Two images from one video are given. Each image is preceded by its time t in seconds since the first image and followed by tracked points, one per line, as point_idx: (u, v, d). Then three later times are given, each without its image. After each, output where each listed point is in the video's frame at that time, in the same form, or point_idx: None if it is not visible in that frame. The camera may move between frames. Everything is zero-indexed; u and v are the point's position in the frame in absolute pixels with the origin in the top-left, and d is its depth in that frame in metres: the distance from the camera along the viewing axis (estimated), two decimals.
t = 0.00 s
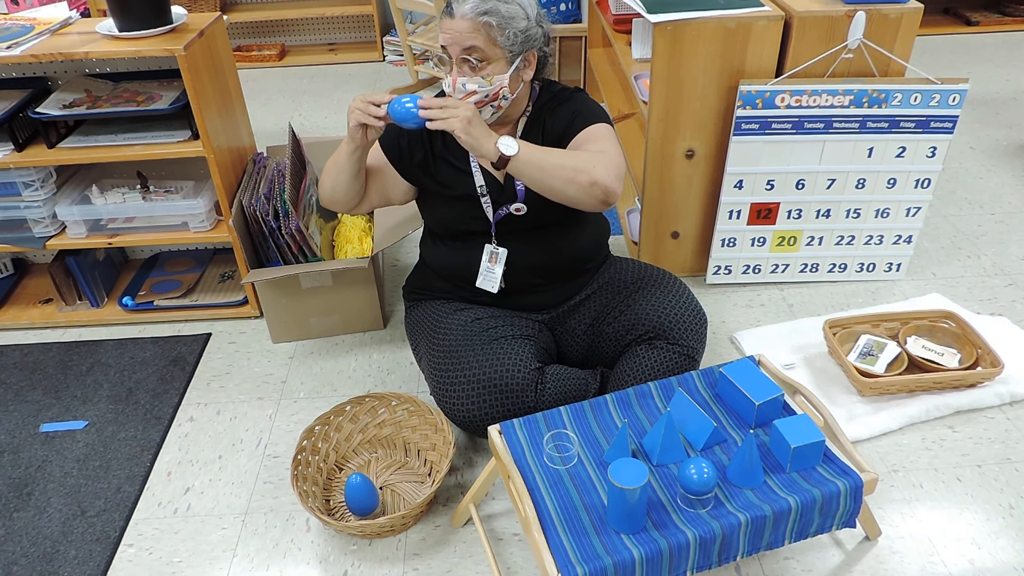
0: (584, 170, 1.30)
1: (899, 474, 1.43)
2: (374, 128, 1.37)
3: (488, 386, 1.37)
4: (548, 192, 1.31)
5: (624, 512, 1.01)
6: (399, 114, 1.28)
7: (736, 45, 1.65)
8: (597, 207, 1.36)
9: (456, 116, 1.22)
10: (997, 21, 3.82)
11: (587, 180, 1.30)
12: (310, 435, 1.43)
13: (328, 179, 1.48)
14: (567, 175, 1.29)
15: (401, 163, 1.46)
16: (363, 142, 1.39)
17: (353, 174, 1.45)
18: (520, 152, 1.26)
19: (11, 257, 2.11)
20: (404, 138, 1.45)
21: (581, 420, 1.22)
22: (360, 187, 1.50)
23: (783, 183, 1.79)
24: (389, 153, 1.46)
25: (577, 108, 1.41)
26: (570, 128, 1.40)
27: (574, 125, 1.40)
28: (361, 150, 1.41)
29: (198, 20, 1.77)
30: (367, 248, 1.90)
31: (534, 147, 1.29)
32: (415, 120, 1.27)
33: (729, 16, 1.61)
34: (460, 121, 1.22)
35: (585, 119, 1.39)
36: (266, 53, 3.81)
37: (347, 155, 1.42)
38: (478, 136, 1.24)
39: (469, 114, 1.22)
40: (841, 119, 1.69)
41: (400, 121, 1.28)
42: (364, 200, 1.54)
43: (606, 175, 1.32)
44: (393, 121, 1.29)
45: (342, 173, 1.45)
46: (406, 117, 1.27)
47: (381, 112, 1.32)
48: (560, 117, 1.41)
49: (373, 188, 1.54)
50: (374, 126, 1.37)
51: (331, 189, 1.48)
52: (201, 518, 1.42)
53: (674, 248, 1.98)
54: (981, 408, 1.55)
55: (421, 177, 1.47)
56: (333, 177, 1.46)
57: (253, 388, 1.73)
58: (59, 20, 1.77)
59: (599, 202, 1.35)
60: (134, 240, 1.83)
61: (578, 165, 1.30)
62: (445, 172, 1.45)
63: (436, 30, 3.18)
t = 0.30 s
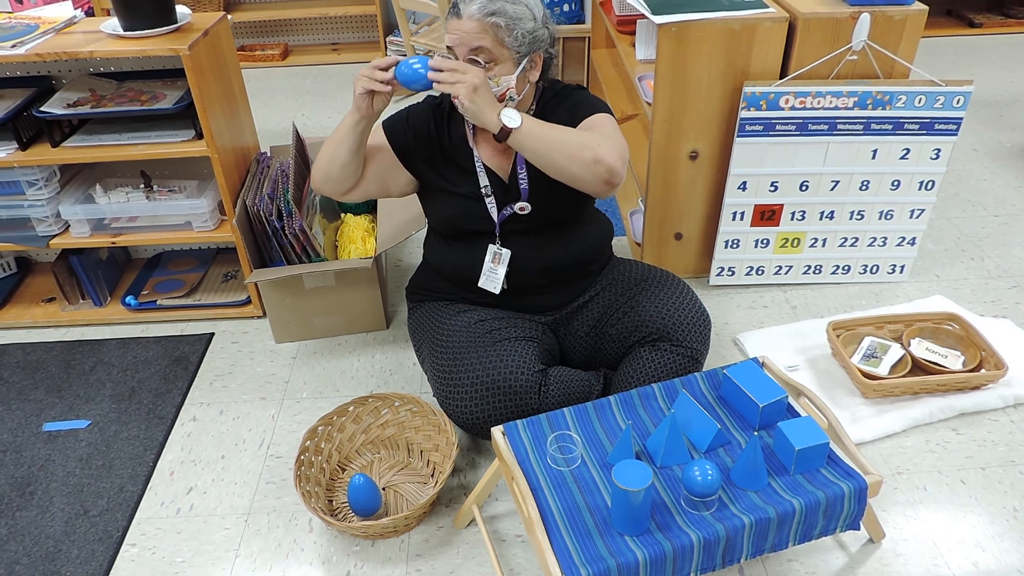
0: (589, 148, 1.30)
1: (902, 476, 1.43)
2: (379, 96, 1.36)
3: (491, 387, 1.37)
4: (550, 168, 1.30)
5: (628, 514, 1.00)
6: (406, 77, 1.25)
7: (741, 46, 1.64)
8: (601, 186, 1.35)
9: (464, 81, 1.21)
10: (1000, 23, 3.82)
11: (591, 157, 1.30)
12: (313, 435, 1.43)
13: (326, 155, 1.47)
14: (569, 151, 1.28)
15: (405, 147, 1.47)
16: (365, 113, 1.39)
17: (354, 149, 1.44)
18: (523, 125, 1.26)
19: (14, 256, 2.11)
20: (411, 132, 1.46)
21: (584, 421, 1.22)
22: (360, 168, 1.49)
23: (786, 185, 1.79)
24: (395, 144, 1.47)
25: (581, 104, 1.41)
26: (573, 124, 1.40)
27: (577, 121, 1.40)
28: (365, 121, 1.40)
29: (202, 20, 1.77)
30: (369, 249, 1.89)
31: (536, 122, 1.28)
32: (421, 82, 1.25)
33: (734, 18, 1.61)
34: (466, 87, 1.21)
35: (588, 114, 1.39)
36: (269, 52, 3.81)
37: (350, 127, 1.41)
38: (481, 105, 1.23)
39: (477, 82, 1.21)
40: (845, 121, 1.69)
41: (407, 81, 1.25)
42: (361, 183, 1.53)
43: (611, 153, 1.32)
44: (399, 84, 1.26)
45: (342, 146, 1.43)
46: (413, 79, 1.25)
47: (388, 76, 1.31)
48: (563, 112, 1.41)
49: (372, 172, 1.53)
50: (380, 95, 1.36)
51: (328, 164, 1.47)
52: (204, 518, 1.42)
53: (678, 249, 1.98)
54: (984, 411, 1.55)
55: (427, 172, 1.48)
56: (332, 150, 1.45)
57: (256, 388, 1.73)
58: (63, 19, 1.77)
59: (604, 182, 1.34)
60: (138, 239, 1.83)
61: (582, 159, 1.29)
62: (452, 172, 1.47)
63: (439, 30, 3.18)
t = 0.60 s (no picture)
0: (590, 149, 1.29)
1: (906, 476, 1.42)
2: (375, 103, 1.36)
3: (494, 387, 1.37)
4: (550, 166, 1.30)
5: (631, 514, 1.00)
6: (403, 91, 1.27)
7: (743, 46, 1.64)
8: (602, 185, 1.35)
9: (463, 90, 1.21)
10: (1001, 22, 3.81)
11: (593, 160, 1.29)
12: (315, 435, 1.43)
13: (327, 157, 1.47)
14: (572, 155, 1.28)
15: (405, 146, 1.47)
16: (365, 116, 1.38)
17: (353, 151, 1.44)
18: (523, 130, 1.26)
19: (16, 256, 2.11)
20: (413, 134, 1.46)
21: (587, 421, 1.21)
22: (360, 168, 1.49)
23: (789, 184, 1.79)
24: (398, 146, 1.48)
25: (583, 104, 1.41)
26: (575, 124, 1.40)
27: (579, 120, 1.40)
28: (360, 126, 1.40)
29: (204, 20, 1.77)
30: (372, 249, 1.89)
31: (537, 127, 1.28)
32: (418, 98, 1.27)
33: (736, 17, 1.60)
34: (466, 95, 1.22)
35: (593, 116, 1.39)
36: (271, 53, 3.81)
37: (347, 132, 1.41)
38: (482, 112, 1.23)
39: (477, 91, 1.22)
40: (847, 120, 1.69)
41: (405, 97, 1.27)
42: (363, 184, 1.54)
43: (613, 156, 1.31)
44: (399, 100, 1.28)
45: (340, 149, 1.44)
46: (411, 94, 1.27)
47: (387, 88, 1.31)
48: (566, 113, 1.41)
49: (374, 171, 1.53)
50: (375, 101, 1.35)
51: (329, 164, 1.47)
52: (207, 519, 1.42)
53: (680, 248, 1.98)
54: (988, 411, 1.55)
55: (430, 172, 1.48)
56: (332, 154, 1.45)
57: (258, 388, 1.73)
58: (65, 20, 1.77)
59: (605, 183, 1.33)
60: (140, 240, 1.83)
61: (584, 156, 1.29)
62: (456, 175, 1.46)
63: (441, 30, 3.18)
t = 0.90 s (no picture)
0: (582, 160, 1.28)
1: (907, 476, 1.42)
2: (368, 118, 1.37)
3: (496, 386, 1.37)
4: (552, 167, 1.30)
5: (632, 514, 1.00)
6: (397, 109, 1.27)
7: (745, 46, 1.64)
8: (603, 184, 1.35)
9: (457, 107, 1.22)
10: (1004, 23, 3.81)
11: (585, 170, 1.29)
12: (317, 435, 1.43)
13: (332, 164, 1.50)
14: (572, 161, 1.28)
15: (406, 153, 1.48)
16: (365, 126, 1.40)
17: (352, 160, 1.46)
18: (515, 142, 1.26)
19: (18, 256, 2.12)
20: (413, 136, 1.46)
21: (589, 421, 1.21)
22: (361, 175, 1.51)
23: (791, 185, 1.79)
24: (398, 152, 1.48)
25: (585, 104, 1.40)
26: (575, 124, 1.39)
27: (580, 118, 1.39)
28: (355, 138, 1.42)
29: (207, 19, 1.77)
30: (374, 249, 1.89)
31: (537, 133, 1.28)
32: (413, 115, 1.27)
33: (738, 17, 1.60)
34: (459, 112, 1.22)
35: (593, 116, 1.38)
36: (272, 52, 3.82)
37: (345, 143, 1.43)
38: (475, 127, 1.23)
39: (469, 106, 1.22)
40: (849, 121, 1.69)
41: (400, 114, 1.28)
42: (367, 190, 1.57)
43: (606, 164, 1.30)
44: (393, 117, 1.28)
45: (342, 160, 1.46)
46: (405, 111, 1.27)
47: (380, 106, 1.31)
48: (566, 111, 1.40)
49: (378, 175, 1.55)
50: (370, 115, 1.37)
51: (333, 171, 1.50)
52: (208, 518, 1.42)
53: (682, 249, 1.98)
54: (989, 411, 1.55)
55: (432, 172, 1.48)
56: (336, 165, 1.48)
57: (260, 388, 1.73)
58: (68, 19, 1.77)
59: (598, 192, 1.33)
60: (142, 239, 1.83)
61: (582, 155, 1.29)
62: (458, 175, 1.47)
63: (443, 30, 3.18)
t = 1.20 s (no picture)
0: (583, 151, 1.29)
1: (909, 477, 1.42)
2: (365, 112, 1.37)
3: (498, 386, 1.37)
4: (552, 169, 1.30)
5: (634, 514, 1.00)
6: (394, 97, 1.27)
7: (747, 46, 1.64)
8: (603, 185, 1.35)
9: (456, 94, 1.22)
10: (1006, 23, 3.81)
11: (585, 169, 1.28)
12: (318, 434, 1.43)
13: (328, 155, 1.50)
14: (575, 155, 1.28)
15: (405, 147, 1.48)
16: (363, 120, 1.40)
17: (350, 156, 1.46)
18: (516, 131, 1.26)
19: (19, 255, 2.12)
20: (414, 134, 1.47)
21: (590, 421, 1.21)
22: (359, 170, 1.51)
23: (792, 185, 1.79)
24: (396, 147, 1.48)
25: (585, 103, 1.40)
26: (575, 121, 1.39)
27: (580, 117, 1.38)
28: (353, 134, 1.42)
29: (208, 19, 1.77)
30: (375, 248, 1.89)
31: (538, 132, 1.28)
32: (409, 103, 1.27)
33: (740, 17, 1.60)
34: (458, 100, 1.22)
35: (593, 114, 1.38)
36: (274, 52, 3.82)
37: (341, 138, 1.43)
38: (476, 116, 1.24)
39: (469, 94, 1.22)
40: (851, 121, 1.69)
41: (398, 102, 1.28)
42: (366, 185, 1.56)
43: (606, 156, 1.30)
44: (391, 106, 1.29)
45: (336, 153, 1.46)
46: (402, 99, 1.27)
47: (377, 96, 1.31)
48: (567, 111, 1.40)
49: (376, 172, 1.55)
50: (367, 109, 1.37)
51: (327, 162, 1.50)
52: (209, 517, 1.42)
53: (683, 249, 1.98)
54: (991, 412, 1.55)
55: (432, 171, 1.48)
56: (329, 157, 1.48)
57: (261, 387, 1.73)
58: (69, 18, 1.77)
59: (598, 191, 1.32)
60: (143, 238, 1.83)
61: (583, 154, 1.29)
62: (458, 174, 1.46)
63: (444, 30, 3.18)
